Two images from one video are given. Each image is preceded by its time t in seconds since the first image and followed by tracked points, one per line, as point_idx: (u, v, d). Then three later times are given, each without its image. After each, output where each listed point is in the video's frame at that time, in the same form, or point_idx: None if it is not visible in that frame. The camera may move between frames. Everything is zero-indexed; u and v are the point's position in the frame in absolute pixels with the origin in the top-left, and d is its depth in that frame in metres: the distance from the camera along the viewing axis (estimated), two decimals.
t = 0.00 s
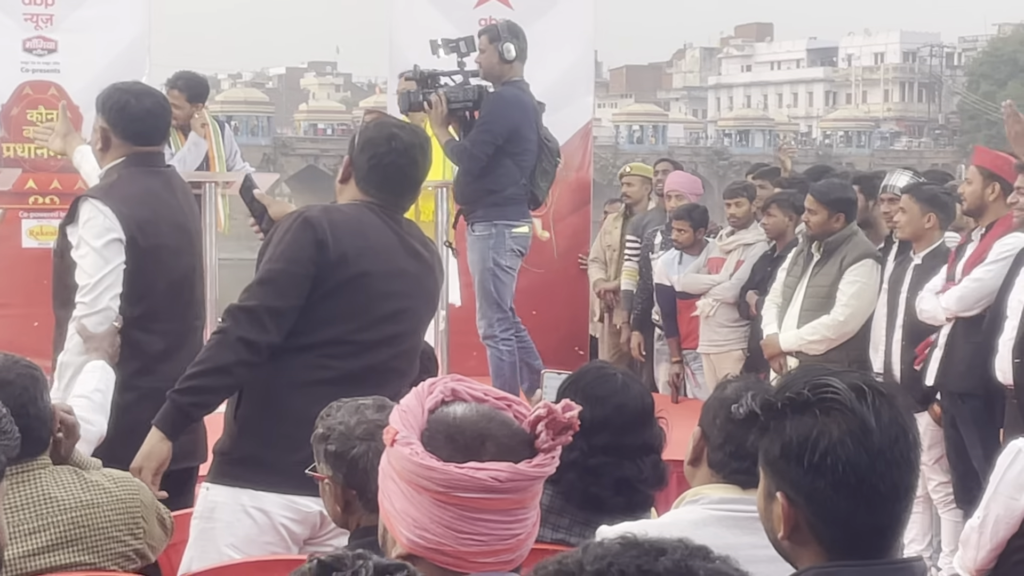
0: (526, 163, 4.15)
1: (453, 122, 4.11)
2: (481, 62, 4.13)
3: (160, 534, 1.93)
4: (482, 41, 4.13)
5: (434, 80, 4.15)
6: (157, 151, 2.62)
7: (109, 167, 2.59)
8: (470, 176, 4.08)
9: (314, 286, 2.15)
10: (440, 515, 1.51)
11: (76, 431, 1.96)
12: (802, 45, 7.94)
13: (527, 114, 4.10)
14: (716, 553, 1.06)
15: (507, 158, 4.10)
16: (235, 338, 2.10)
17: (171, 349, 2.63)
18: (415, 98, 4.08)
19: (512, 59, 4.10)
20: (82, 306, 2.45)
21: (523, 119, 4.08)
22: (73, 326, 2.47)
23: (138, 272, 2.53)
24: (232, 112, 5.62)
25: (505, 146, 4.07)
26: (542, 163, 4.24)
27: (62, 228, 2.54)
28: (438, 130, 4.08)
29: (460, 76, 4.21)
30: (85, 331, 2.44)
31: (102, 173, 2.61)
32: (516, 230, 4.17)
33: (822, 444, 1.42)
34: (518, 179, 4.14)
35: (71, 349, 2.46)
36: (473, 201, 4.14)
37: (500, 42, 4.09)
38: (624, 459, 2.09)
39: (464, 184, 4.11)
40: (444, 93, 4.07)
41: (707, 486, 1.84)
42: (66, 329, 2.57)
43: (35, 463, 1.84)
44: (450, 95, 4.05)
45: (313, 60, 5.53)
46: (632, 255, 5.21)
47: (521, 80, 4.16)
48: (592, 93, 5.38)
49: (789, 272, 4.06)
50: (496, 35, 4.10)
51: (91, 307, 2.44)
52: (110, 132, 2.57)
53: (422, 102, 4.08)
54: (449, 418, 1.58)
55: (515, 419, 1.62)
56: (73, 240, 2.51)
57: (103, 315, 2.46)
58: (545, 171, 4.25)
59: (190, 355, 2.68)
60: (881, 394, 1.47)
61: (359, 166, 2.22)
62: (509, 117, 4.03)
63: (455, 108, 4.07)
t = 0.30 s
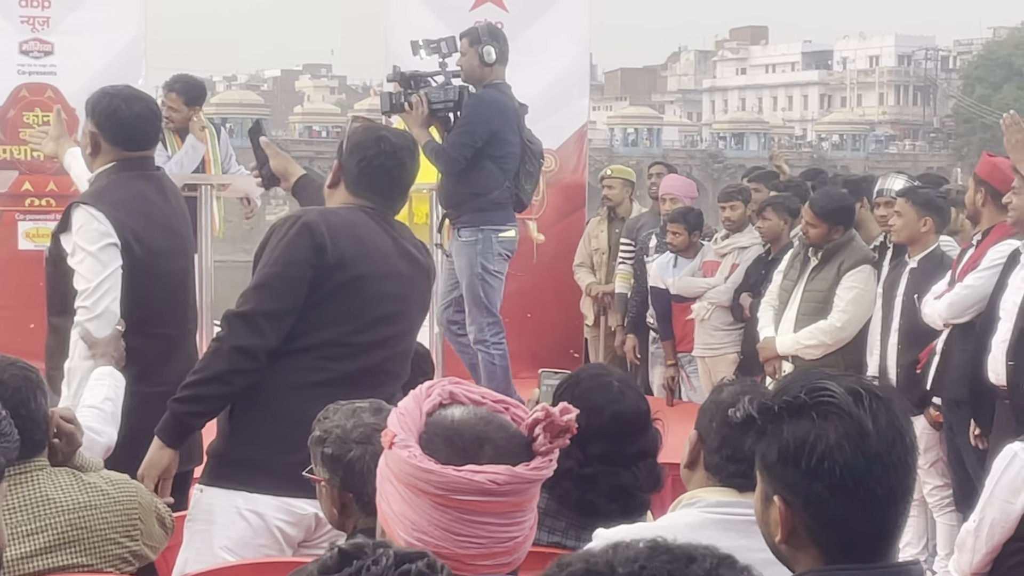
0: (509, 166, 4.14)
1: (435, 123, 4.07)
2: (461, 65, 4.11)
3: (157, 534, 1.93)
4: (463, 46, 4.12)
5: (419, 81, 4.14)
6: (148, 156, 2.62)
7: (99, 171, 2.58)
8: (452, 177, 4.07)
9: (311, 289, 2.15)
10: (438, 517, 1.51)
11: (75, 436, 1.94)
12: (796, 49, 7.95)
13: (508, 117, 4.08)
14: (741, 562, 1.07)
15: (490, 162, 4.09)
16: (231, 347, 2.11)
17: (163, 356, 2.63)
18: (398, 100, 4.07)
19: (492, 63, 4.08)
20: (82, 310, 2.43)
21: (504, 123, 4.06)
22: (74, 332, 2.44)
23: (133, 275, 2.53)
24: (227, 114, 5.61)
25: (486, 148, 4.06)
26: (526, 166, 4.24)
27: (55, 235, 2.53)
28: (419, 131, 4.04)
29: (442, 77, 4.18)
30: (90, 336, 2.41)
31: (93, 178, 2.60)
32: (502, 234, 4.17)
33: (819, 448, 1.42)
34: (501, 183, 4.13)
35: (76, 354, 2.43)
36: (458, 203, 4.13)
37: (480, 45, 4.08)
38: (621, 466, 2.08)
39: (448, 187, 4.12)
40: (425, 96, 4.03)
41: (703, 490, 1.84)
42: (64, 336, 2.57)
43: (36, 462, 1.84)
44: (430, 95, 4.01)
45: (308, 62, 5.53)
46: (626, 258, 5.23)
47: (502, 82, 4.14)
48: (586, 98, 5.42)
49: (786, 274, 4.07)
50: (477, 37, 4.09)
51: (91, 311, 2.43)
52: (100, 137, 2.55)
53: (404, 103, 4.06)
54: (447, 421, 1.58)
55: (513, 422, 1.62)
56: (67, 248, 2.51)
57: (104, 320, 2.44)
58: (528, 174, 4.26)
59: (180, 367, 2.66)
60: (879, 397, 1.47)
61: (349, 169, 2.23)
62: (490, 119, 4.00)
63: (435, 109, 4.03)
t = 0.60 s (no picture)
0: (485, 169, 4.14)
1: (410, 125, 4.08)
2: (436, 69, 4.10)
3: (153, 538, 1.93)
4: (437, 50, 4.10)
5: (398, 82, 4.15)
6: (130, 157, 2.60)
7: (78, 176, 2.56)
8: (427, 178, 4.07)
9: (290, 294, 2.15)
10: (433, 519, 1.51)
11: (74, 440, 1.92)
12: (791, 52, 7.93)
13: (482, 120, 4.07)
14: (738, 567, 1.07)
15: (465, 164, 4.09)
16: (211, 356, 2.11)
17: (151, 360, 2.63)
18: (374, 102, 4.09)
19: (466, 66, 4.08)
20: (76, 325, 2.44)
21: (478, 125, 4.05)
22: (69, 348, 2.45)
23: (124, 285, 2.53)
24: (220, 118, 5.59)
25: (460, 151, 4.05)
26: (503, 167, 4.23)
27: (38, 245, 2.50)
28: (394, 132, 4.05)
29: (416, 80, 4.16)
30: (85, 351, 2.43)
31: (73, 181, 2.57)
32: (482, 238, 4.18)
33: (815, 451, 1.41)
34: (479, 187, 4.14)
35: (72, 369, 2.44)
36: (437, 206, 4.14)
37: (454, 49, 4.07)
38: (614, 472, 2.08)
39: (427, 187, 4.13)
40: (400, 95, 4.03)
41: (698, 492, 1.84)
42: (56, 345, 2.53)
43: (34, 463, 1.84)
44: (406, 96, 4.01)
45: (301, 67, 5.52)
46: (619, 261, 5.24)
47: (476, 86, 4.13)
48: (580, 101, 5.42)
49: (782, 277, 4.08)
50: (451, 41, 4.07)
51: (86, 324, 2.43)
52: (80, 139, 2.53)
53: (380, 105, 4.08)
54: (442, 423, 1.58)
55: (508, 424, 1.62)
56: (51, 259, 2.49)
57: (98, 333, 2.45)
58: (507, 176, 4.24)
59: (166, 370, 2.67)
60: (873, 400, 1.47)
61: (333, 171, 2.23)
62: (464, 122, 4.00)
63: (411, 111, 4.03)
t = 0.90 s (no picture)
0: (447, 174, 4.09)
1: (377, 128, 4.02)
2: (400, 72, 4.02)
3: (147, 544, 1.88)
4: (401, 54, 4.03)
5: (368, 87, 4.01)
6: (97, 162, 2.60)
7: (48, 185, 2.56)
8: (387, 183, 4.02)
9: (221, 307, 2.15)
10: (425, 525, 1.51)
11: (65, 446, 1.92)
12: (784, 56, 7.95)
13: (444, 125, 4.02)
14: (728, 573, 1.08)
15: (427, 169, 4.04)
16: (142, 379, 2.14)
17: (125, 375, 2.65)
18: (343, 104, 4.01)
19: (429, 71, 4.00)
20: (54, 342, 2.41)
21: (440, 130, 4.00)
22: (50, 364, 2.43)
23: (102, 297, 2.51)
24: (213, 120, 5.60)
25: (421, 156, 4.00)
26: (465, 173, 4.19)
27: (12, 257, 2.49)
28: (360, 136, 3.98)
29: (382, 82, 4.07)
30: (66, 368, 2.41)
31: (42, 190, 2.57)
32: (444, 243, 4.15)
33: (807, 459, 1.41)
34: (440, 192, 4.10)
35: (53, 388, 2.42)
36: (402, 210, 4.09)
37: (418, 52, 4.00)
38: (607, 477, 2.08)
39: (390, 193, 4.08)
40: (367, 97, 3.96)
41: (691, 497, 1.84)
42: (36, 358, 2.53)
43: (25, 470, 1.82)
44: (373, 99, 3.94)
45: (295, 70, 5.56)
46: (610, 266, 5.29)
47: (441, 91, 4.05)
48: (573, 104, 5.44)
49: (774, 282, 4.07)
50: (416, 46, 4.00)
51: (65, 342, 2.41)
52: (45, 146, 2.54)
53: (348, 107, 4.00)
54: (433, 429, 1.58)
55: (500, 430, 1.62)
56: (24, 270, 2.47)
57: (77, 350, 2.42)
58: (468, 182, 4.20)
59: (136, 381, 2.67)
60: (864, 407, 1.47)
61: (280, 175, 2.24)
62: (425, 127, 3.95)
63: (377, 114, 3.96)
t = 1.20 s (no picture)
0: (414, 180, 3.95)
1: (347, 132, 3.87)
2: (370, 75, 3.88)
3: (140, 552, 1.87)
4: (370, 58, 3.91)
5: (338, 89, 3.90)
6: (80, 170, 2.60)
7: (32, 193, 2.56)
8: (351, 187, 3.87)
9: (111, 341, 2.04)
10: (416, 532, 1.50)
11: (58, 452, 1.92)
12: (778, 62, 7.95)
13: (410, 132, 3.87)
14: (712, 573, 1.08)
15: (391, 174, 3.89)
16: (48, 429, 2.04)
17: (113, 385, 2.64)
18: (314, 107, 3.87)
19: (397, 77, 3.86)
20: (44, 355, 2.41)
21: (406, 136, 3.85)
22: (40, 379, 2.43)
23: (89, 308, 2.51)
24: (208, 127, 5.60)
25: (386, 161, 3.86)
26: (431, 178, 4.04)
27: None
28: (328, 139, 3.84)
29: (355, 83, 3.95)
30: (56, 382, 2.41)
31: (25, 199, 2.57)
32: (402, 249, 3.99)
33: (797, 468, 1.41)
34: (405, 198, 3.94)
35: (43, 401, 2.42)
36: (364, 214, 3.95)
37: (388, 57, 3.87)
38: (599, 489, 2.05)
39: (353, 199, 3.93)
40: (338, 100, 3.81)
41: (683, 503, 1.84)
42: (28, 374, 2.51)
43: (18, 477, 1.82)
44: (343, 102, 3.80)
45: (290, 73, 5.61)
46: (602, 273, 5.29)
47: (408, 96, 3.93)
48: (567, 111, 5.42)
49: (765, 290, 4.07)
50: (385, 50, 3.89)
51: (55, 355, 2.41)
52: (27, 152, 2.53)
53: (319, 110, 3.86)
54: (423, 435, 1.58)
55: (490, 438, 1.62)
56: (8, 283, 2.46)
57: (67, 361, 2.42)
58: (435, 188, 4.05)
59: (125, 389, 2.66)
60: (853, 413, 1.47)
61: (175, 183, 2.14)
62: (392, 133, 3.81)
63: (347, 119, 3.82)
